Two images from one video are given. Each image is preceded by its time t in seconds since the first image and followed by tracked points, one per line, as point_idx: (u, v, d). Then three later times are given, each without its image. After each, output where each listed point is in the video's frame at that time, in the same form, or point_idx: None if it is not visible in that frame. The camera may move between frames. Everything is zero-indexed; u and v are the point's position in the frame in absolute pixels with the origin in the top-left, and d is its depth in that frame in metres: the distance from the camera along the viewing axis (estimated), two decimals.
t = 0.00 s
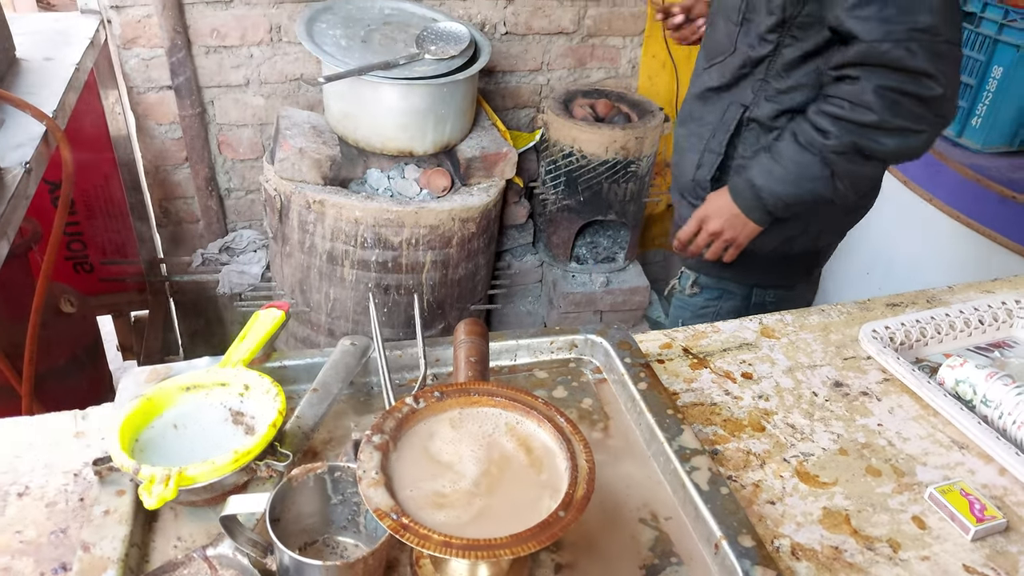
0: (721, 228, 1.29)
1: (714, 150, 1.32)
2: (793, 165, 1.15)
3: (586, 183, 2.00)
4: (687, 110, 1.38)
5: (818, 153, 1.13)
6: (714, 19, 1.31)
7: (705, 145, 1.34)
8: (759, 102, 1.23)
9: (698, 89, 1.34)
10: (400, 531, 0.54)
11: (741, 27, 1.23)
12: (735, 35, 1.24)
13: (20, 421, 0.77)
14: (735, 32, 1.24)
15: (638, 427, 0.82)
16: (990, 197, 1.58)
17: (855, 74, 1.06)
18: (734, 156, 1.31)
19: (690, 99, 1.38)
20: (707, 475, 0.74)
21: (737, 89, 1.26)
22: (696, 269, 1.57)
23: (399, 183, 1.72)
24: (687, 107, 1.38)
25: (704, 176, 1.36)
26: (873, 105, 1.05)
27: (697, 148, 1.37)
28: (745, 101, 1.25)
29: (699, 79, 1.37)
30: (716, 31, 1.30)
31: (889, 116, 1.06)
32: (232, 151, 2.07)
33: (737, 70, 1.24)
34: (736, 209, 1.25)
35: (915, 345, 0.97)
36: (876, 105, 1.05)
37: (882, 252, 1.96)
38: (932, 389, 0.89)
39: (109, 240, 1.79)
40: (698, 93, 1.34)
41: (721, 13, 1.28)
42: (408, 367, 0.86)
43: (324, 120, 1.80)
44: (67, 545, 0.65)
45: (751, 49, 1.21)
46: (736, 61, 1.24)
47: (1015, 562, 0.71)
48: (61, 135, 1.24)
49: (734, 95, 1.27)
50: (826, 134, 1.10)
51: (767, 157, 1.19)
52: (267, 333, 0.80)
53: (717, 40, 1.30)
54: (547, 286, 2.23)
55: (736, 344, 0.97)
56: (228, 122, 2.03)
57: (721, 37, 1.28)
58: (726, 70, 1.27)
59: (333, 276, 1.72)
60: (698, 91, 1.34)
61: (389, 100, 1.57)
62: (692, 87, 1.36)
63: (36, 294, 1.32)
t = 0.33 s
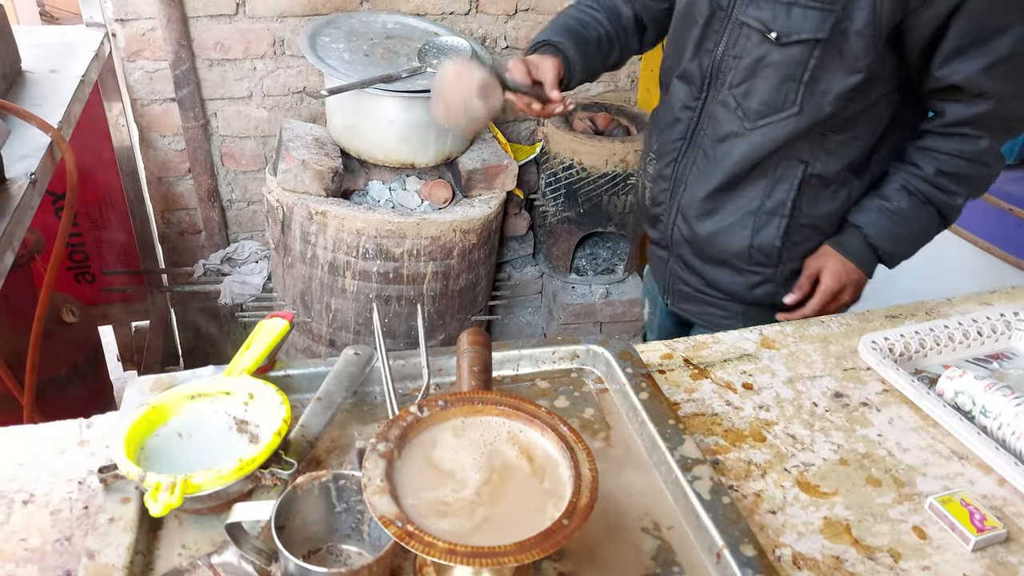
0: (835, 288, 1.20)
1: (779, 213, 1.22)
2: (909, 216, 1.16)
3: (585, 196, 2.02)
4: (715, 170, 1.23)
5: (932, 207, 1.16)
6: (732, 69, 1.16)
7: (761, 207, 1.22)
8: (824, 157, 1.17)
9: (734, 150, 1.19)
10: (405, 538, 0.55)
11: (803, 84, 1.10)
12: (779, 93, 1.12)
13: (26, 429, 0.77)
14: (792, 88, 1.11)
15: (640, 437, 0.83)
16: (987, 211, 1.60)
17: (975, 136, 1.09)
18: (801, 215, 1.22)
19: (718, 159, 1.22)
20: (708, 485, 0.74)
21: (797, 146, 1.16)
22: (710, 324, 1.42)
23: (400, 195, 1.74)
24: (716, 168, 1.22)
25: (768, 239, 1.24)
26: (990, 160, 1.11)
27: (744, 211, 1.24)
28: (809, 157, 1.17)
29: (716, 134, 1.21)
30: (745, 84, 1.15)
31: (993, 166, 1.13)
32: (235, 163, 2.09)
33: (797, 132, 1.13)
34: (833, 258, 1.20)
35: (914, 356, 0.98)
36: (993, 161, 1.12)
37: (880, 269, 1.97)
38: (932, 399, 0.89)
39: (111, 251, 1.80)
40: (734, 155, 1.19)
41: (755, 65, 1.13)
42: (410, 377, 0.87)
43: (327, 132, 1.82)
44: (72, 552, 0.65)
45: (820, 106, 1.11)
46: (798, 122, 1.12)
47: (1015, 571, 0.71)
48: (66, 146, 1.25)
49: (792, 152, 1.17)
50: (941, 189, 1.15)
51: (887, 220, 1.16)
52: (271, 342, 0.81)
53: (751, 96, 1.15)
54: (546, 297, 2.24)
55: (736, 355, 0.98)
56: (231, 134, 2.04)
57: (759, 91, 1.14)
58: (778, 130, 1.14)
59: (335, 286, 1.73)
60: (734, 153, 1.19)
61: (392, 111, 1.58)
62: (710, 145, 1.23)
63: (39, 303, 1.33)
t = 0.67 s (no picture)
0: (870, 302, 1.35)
1: (826, 238, 1.23)
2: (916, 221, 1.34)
3: (584, 198, 2.04)
4: (764, 211, 1.16)
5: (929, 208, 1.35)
6: (775, 104, 1.10)
7: (813, 236, 1.22)
8: (855, 176, 1.21)
9: (786, 185, 1.15)
10: (407, 532, 0.55)
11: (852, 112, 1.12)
12: (833, 122, 1.12)
13: (29, 426, 0.78)
14: (841, 117, 1.12)
15: (638, 435, 0.83)
16: (983, 213, 1.61)
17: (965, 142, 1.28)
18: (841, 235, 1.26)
19: (763, 197, 1.16)
20: (706, 482, 0.75)
21: (841, 172, 1.18)
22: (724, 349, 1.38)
23: (399, 196, 1.75)
24: (767, 208, 1.16)
25: (820, 266, 1.25)
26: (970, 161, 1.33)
27: (794, 245, 1.22)
28: (844, 180, 1.19)
29: (760, 172, 1.15)
30: (793, 118, 1.11)
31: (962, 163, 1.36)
32: (234, 164, 2.09)
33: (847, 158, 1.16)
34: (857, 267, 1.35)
35: (910, 356, 0.99)
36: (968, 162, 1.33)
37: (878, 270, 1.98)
38: (928, 399, 0.90)
39: (110, 251, 1.81)
40: (785, 191, 1.15)
41: (806, 98, 1.09)
42: (411, 375, 0.87)
43: (327, 133, 1.82)
44: (74, 547, 0.66)
45: (863, 130, 1.15)
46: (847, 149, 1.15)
47: (1010, 568, 0.72)
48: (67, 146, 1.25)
49: (834, 180, 1.18)
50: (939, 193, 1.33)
51: (906, 230, 1.33)
52: (272, 341, 0.81)
53: (801, 129, 1.11)
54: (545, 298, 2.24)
55: (734, 354, 0.99)
56: (230, 135, 2.05)
57: (809, 123, 1.11)
58: (828, 157, 1.15)
59: (334, 287, 1.73)
60: (786, 189, 1.15)
61: (391, 112, 1.59)
62: (757, 184, 1.16)
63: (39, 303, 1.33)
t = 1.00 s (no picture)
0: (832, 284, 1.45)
1: (790, 230, 1.24)
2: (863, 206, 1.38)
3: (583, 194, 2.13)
4: (732, 208, 1.15)
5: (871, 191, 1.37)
6: (739, 98, 1.08)
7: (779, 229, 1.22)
8: (809, 166, 1.21)
9: (752, 180, 1.14)
10: (406, 523, 0.56)
11: (811, 105, 1.12)
12: (795, 115, 1.12)
13: (31, 421, 0.78)
14: (802, 110, 1.12)
15: (636, 428, 0.84)
16: (980, 208, 1.61)
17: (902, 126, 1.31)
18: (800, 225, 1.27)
19: (729, 194, 1.14)
20: (703, 474, 0.75)
21: (798, 164, 1.18)
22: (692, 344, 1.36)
23: (398, 193, 1.74)
24: (735, 205, 1.15)
25: (787, 256, 1.26)
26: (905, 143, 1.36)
27: (762, 240, 1.21)
28: (800, 171, 1.20)
29: (726, 168, 1.13)
30: (757, 113, 1.09)
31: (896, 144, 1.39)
32: (233, 162, 2.09)
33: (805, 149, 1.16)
34: (817, 255, 1.41)
35: (907, 349, 1.00)
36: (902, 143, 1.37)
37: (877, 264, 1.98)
38: (924, 391, 0.91)
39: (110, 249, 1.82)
40: (751, 187, 1.14)
41: (770, 92, 1.08)
42: (410, 370, 0.87)
43: (325, 130, 1.83)
44: (77, 541, 0.66)
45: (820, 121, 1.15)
46: (806, 140, 1.15)
47: (1006, 557, 0.73)
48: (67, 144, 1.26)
49: (792, 172, 1.18)
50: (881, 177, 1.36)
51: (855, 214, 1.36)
52: (272, 337, 0.81)
53: (763, 123, 1.10)
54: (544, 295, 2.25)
55: (731, 348, 0.99)
56: (230, 133, 2.05)
57: (772, 117, 1.10)
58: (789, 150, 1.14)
59: (334, 284, 1.74)
60: (753, 183, 1.14)
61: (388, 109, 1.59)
62: (723, 181, 1.14)
63: (40, 301, 1.34)
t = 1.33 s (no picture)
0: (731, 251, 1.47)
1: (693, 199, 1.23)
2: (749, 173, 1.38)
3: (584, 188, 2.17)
4: (640, 182, 1.13)
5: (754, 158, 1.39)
6: (636, 71, 1.07)
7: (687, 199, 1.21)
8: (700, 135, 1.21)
9: (658, 152, 1.12)
10: (405, 513, 0.56)
11: (699, 73, 1.13)
12: (685, 84, 1.12)
13: (33, 414, 0.79)
14: (691, 78, 1.12)
15: (634, 420, 0.84)
16: (978, 202, 1.62)
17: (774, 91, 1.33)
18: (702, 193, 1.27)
19: (636, 168, 1.12)
20: (701, 465, 0.76)
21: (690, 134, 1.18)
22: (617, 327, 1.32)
23: (398, 189, 1.74)
24: (642, 178, 1.12)
25: (695, 226, 1.25)
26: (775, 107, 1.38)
27: (671, 212, 1.20)
28: (692, 141, 1.20)
29: (629, 144, 1.11)
30: (652, 85, 1.08)
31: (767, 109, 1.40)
32: (233, 158, 2.10)
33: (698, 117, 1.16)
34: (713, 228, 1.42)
35: (905, 341, 1.00)
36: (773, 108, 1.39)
37: (878, 258, 1.98)
38: (922, 383, 0.91)
39: (109, 243, 1.82)
40: (657, 158, 1.13)
41: (663, 64, 1.07)
42: (409, 362, 0.87)
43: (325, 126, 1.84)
44: (77, 532, 0.67)
45: (707, 90, 1.17)
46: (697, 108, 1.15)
47: (1003, 548, 0.73)
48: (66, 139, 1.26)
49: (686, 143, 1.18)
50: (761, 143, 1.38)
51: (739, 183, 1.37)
52: (272, 330, 0.81)
53: (659, 96, 1.10)
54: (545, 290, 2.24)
55: (729, 341, 0.99)
56: (229, 129, 2.05)
57: (668, 88, 1.10)
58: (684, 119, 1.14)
59: (333, 279, 1.73)
60: (658, 154, 1.12)
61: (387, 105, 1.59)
62: (627, 157, 1.12)
63: (39, 296, 1.34)
